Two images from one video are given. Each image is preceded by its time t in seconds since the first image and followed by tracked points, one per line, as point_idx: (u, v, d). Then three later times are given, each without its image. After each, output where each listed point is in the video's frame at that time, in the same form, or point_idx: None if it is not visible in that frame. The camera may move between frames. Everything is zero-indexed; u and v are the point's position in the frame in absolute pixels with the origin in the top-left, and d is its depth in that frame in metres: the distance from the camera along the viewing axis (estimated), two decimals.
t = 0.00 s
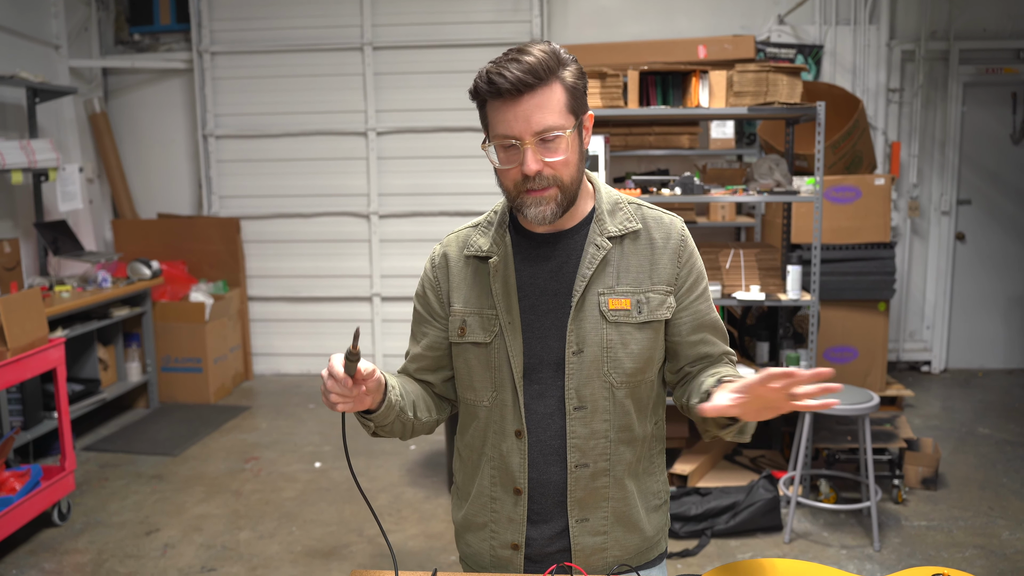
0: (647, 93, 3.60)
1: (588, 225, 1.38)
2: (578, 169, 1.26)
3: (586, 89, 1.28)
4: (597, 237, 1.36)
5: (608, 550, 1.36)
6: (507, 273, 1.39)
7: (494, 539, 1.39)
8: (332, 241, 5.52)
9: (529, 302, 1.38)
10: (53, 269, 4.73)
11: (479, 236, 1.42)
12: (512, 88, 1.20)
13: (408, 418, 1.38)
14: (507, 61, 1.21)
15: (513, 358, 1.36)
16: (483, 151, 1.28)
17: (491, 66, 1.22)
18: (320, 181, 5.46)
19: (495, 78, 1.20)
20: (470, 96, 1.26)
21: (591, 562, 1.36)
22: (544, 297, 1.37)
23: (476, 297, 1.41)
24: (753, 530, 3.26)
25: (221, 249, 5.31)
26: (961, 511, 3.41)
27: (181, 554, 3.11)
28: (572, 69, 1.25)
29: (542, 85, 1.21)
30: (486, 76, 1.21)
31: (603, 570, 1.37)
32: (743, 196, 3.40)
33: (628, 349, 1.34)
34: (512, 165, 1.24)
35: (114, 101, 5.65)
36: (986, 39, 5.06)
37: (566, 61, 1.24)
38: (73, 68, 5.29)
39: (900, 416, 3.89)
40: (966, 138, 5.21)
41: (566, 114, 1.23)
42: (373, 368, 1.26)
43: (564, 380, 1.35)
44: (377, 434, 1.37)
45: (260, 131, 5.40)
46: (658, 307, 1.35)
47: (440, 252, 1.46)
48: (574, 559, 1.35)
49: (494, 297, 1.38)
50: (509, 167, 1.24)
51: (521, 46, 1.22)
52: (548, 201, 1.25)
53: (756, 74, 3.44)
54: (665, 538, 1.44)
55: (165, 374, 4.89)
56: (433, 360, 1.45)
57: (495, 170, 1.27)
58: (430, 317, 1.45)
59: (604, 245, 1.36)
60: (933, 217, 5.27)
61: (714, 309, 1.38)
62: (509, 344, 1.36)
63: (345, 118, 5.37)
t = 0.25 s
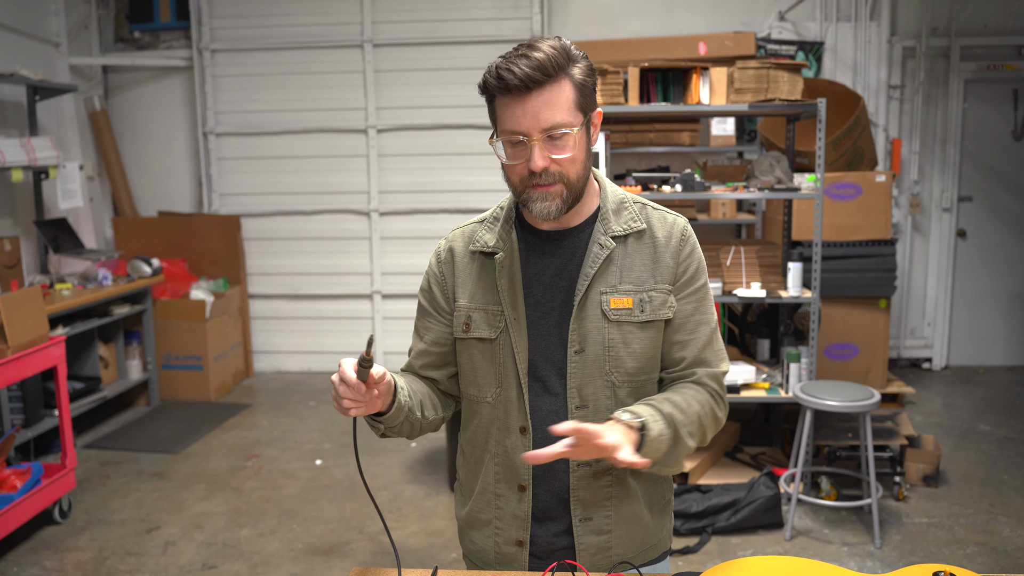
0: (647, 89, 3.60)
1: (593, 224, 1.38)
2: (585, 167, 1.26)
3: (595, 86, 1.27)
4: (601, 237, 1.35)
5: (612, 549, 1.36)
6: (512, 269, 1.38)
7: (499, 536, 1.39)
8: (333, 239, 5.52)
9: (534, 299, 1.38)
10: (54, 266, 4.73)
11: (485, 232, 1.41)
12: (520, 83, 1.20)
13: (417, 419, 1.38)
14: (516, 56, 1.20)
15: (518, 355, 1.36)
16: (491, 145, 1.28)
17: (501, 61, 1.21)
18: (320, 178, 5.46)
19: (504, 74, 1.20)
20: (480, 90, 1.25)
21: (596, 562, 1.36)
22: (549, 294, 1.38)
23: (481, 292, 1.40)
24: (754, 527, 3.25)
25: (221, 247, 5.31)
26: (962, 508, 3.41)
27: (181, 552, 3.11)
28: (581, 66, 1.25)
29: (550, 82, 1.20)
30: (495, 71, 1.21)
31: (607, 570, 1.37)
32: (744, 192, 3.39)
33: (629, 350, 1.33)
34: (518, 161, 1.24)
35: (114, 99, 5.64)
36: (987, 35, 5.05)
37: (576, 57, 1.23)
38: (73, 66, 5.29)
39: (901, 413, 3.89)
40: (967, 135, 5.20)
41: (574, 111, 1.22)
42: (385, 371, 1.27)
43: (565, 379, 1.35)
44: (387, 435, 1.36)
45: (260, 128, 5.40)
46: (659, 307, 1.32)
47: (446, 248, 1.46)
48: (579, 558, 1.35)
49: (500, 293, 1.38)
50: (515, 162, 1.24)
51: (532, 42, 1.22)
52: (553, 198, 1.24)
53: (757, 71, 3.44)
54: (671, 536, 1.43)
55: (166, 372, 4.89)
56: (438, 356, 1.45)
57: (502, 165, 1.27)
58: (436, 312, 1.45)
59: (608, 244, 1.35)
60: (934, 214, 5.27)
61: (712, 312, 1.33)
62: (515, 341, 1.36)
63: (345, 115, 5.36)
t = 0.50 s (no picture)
0: (648, 87, 3.64)
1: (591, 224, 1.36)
2: (583, 162, 1.25)
3: (597, 83, 1.27)
4: (594, 239, 1.33)
5: (593, 552, 1.36)
6: (510, 266, 1.38)
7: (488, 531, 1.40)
8: (333, 237, 5.51)
9: (530, 298, 1.38)
10: (54, 265, 4.72)
11: (488, 228, 1.41)
12: (521, 74, 1.20)
13: (424, 419, 1.37)
14: (518, 48, 1.20)
15: (509, 354, 1.36)
16: (490, 136, 1.28)
17: (503, 52, 1.21)
18: (321, 176, 5.46)
19: (505, 64, 1.20)
20: (482, 81, 1.25)
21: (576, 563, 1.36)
22: (543, 293, 1.38)
23: (480, 289, 1.40)
24: (754, 526, 3.25)
25: (221, 245, 5.31)
26: (962, 507, 3.41)
27: (181, 550, 3.11)
28: (583, 62, 1.24)
29: (551, 75, 1.20)
30: (497, 62, 1.20)
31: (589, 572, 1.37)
32: (744, 191, 3.39)
33: (612, 354, 1.30)
34: (517, 153, 1.24)
35: (115, 97, 5.64)
36: (988, 34, 5.05)
37: (578, 52, 1.23)
38: (74, 64, 5.29)
39: (901, 412, 3.89)
40: (968, 134, 5.20)
41: (573, 105, 1.22)
42: (393, 381, 1.29)
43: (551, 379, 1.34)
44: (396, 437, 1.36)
45: (261, 126, 5.40)
46: (643, 311, 1.28)
47: (451, 243, 1.46)
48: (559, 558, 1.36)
49: (496, 290, 1.38)
50: (513, 153, 1.24)
51: (535, 34, 1.21)
52: (549, 191, 1.25)
53: (757, 70, 3.43)
54: (665, 542, 1.40)
55: (166, 371, 4.89)
56: (439, 352, 1.45)
57: (500, 157, 1.27)
58: (439, 306, 1.46)
59: (600, 247, 1.32)
60: (935, 213, 5.27)
61: (697, 319, 1.28)
62: (506, 340, 1.36)
63: (346, 113, 5.36)
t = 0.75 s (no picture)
0: (648, 87, 3.64)
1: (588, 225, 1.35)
2: (582, 159, 1.25)
3: (594, 81, 1.27)
4: (589, 240, 1.32)
5: (584, 555, 1.33)
6: (506, 267, 1.38)
7: (480, 530, 1.40)
8: (334, 237, 5.51)
9: (524, 299, 1.38)
10: (54, 264, 4.72)
11: (488, 228, 1.41)
12: (519, 71, 1.19)
13: (424, 416, 1.38)
14: (516, 45, 1.20)
15: (503, 355, 1.36)
16: (488, 136, 1.28)
17: (500, 50, 1.21)
18: (320, 176, 5.46)
19: (503, 61, 1.19)
20: (479, 79, 1.25)
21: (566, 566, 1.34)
22: (538, 295, 1.37)
23: (476, 288, 1.40)
24: (754, 526, 3.25)
25: (221, 245, 5.30)
26: (962, 507, 3.41)
27: (181, 550, 3.11)
28: (580, 60, 1.24)
29: (550, 71, 1.20)
30: (495, 59, 1.20)
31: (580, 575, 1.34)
32: (744, 191, 3.39)
33: (602, 356, 1.29)
34: (516, 150, 1.24)
35: (115, 96, 5.64)
36: (988, 34, 5.05)
37: (576, 50, 1.23)
38: (74, 63, 5.29)
39: (901, 412, 3.88)
40: (968, 134, 5.20)
41: (573, 101, 1.22)
42: (387, 381, 1.29)
43: (544, 381, 1.34)
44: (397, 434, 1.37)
45: (260, 126, 5.40)
46: (633, 313, 1.26)
47: (452, 243, 1.47)
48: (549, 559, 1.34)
49: (491, 291, 1.38)
50: (512, 152, 1.24)
51: (533, 32, 1.22)
52: (549, 187, 1.24)
53: (758, 69, 3.43)
54: (661, 548, 1.38)
55: (166, 370, 4.89)
56: (438, 352, 1.45)
57: (500, 155, 1.27)
58: (439, 306, 1.47)
59: (594, 249, 1.31)
60: (935, 213, 5.27)
61: (688, 320, 1.25)
62: (500, 341, 1.36)
63: (346, 113, 5.36)
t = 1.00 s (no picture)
0: (648, 89, 3.62)
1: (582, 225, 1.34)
2: (575, 169, 1.25)
3: (593, 88, 1.27)
4: (582, 243, 1.31)
5: (580, 557, 1.34)
6: (501, 267, 1.39)
7: (475, 527, 1.42)
8: (334, 238, 5.52)
9: (517, 300, 1.37)
10: (54, 265, 4.72)
11: (485, 227, 1.41)
12: (513, 79, 1.19)
13: (425, 414, 1.38)
14: (512, 52, 1.19)
15: (495, 355, 1.36)
16: (483, 141, 1.28)
17: (497, 55, 1.21)
18: (321, 177, 5.46)
19: (498, 69, 1.19)
20: (476, 84, 1.25)
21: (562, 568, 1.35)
22: (531, 296, 1.37)
23: (471, 288, 1.41)
24: (754, 527, 3.25)
25: (222, 246, 5.31)
26: (963, 508, 3.41)
27: (181, 551, 3.11)
28: (578, 67, 1.24)
29: (544, 80, 1.20)
30: (490, 66, 1.20)
31: None
32: (744, 192, 3.39)
33: (592, 361, 1.28)
34: (509, 158, 1.24)
35: (115, 97, 5.64)
36: (987, 35, 5.05)
37: (574, 58, 1.23)
38: (74, 65, 5.29)
39: (901, 413, 3.88)
40: (967, 135, 5.20)
41: (567, 111, 1.22)
42: (384, 379, 1.29)
43: (536, 384, 1.33)
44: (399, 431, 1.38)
45: (260, 127, 5.40)
46: (624, 319, 1.25)
47: (451, 242, 1.48)
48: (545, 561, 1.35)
49: (485, 290, 1.38)
50: (505, 159, 1.24)
51: (530, 38, 1.21)
52: (539, 198, 1.25)
53: (757, 71, 3.44)
54: (658, 552, 1.37)
55: (166, 371, 4.89)
56: (436, 350, 1.47)
57: (493, 161, 1.27)
58: (438, 304, 1.48)
59: (587, 252, 1.30)
60: (934, 214, 5.27)
61: (680, 327, 1.23)
62: (493, 342, 1.37)
63: (346, 114, 5.36)
